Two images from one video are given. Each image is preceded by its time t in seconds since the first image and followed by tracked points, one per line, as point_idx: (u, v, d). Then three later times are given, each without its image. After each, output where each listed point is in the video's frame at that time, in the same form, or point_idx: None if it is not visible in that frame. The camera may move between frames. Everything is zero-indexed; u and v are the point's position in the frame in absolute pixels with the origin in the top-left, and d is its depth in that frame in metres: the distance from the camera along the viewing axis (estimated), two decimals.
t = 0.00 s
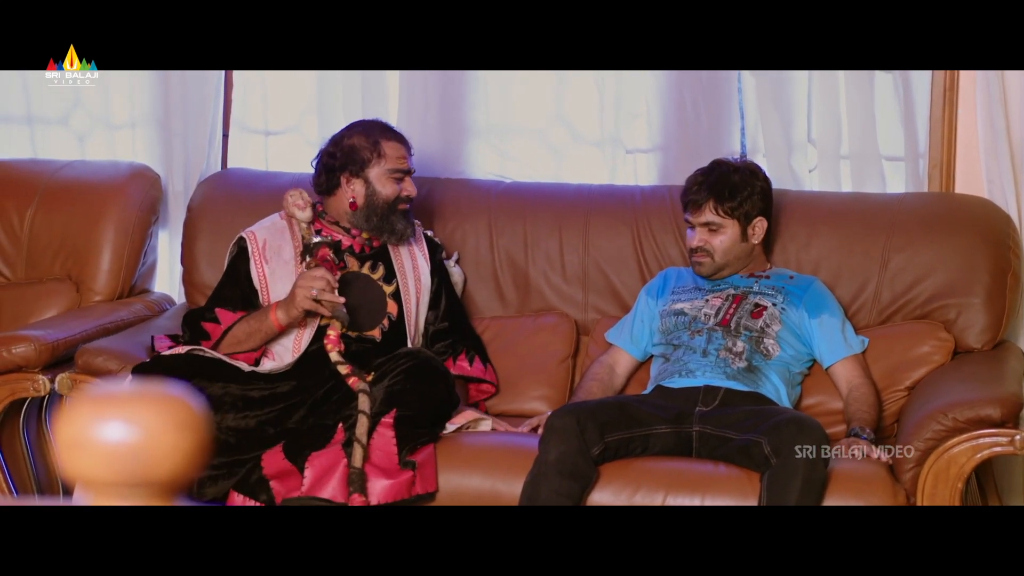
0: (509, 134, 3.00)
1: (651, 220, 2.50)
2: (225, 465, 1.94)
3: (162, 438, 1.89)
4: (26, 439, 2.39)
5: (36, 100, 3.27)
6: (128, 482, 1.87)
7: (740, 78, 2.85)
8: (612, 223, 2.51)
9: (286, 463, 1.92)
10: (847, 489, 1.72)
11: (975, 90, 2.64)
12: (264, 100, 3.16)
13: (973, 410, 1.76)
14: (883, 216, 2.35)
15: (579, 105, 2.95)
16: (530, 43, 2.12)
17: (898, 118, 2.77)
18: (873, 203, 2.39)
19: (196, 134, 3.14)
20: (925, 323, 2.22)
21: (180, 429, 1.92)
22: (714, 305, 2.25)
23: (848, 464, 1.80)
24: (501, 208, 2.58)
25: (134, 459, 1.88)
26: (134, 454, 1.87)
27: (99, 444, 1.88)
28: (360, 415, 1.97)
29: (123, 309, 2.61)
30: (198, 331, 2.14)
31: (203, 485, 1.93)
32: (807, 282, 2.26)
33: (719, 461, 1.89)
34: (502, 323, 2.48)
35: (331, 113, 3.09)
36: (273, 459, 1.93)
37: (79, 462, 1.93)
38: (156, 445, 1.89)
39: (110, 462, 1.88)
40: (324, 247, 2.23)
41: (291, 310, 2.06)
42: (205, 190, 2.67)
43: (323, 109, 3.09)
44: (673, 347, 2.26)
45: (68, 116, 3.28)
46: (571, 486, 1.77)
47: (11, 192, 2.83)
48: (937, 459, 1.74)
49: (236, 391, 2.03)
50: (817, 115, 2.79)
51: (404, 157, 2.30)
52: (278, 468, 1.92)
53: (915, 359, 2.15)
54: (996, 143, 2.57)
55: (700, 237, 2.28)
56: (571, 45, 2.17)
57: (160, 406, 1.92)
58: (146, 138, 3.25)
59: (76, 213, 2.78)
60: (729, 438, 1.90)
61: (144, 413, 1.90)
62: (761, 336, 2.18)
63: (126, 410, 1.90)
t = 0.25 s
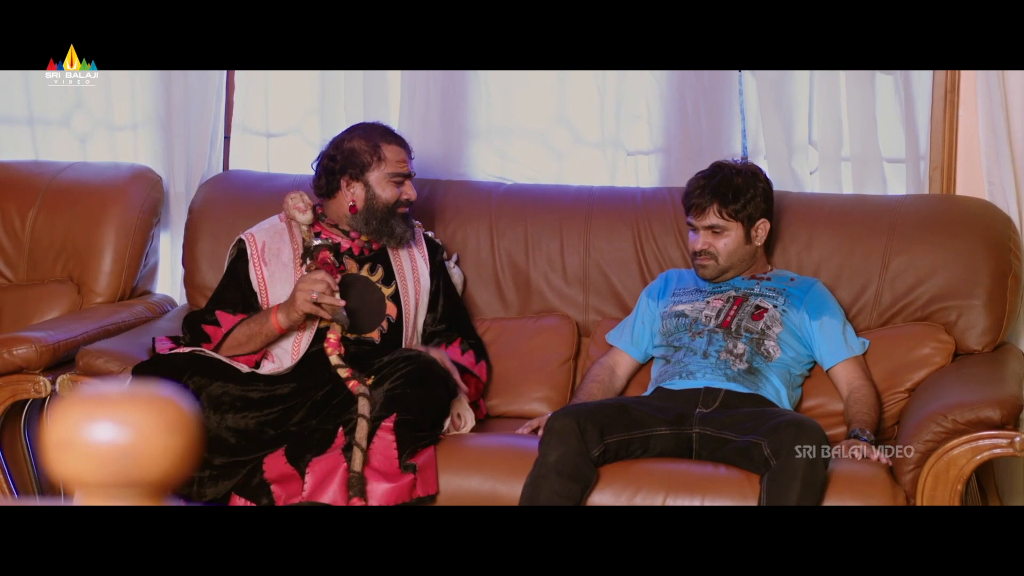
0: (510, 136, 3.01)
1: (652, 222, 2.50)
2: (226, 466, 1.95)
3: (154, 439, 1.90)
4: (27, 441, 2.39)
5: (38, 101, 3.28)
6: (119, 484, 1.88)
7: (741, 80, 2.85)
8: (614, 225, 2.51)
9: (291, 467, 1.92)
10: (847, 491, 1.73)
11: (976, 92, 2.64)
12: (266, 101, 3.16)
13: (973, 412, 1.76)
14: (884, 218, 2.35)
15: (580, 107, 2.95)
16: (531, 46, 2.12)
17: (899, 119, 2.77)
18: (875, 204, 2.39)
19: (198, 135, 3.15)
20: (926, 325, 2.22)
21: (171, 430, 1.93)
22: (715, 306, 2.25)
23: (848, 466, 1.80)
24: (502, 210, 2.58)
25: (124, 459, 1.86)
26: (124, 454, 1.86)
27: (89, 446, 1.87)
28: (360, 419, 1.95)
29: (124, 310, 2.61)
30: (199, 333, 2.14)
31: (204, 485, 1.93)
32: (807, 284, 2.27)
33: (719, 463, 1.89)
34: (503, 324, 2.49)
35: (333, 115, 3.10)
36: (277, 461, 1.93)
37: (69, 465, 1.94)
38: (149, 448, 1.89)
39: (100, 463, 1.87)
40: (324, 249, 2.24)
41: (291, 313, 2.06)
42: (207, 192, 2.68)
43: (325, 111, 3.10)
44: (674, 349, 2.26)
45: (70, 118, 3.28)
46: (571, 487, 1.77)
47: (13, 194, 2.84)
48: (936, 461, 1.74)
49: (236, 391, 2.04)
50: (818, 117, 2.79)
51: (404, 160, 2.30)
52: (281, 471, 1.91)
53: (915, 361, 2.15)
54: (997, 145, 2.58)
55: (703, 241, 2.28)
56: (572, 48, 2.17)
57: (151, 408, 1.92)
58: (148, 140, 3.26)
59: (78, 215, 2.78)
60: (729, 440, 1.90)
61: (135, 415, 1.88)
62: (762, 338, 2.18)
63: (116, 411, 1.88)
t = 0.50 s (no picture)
0: (509, 136, 3.01)
1: (651, 221, 2.50)
2: (226, 465, 1.96)
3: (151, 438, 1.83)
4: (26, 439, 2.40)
5: (37, 101, 3.28)
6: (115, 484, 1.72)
7: (740, 80, 2.85)
8: (612, 225, 2.51)
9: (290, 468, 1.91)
10: (843, 491, 1.73)
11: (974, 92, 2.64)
12: (265, 101, 3.16)
13: (970, 411, 1.76)
14: (883, 218, 2.35)
15: (579, 106, 2.96)
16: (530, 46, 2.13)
17: (897, 119, 2.77)
18: (873, 204, 2.39)
19: (197, 135, 3.15)
20: (924, 325, 2.23)
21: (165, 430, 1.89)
22: (712, 307, 2.25)
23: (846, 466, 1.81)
24: (501, 209, 2.58)
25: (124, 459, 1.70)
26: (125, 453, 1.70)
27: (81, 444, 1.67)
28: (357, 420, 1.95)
29: (123, 310, 2.61)
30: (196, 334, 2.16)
31: (204, 485, 1.95)
32: (805, 283, 2.27)
33: (716, 463, 1.89)
34: (501, 324, 2.49)
35: (332, 114, 3.10)
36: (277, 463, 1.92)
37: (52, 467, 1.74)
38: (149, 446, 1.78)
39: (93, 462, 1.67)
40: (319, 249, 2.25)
41: (286, 313, 2.07)
42: (206, 191, 2.68)
43: (324, 111, 3.10)
44: (672, 349, 2.27)
45: (69, 118, 3.28)
46: (568, 487, 1.77)
47: (12, 193, 2.84)
48: (934, 461, 1.74)
49: (235, 389, 2.03)
50: (817, 117, 2.80)
51: (398, 159, 2.29)
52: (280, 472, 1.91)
53: (913, 360, 2.15)
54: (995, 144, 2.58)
55: (698, 241, 2.28)
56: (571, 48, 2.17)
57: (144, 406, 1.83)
58: (147, 140, 3.26)
59: (77, 215, 2.78)
60: (725, 440, 1.90)
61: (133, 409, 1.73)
62: (759, 338, 2.18)
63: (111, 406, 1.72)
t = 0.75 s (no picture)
0: (507, 135, 3.01)
1: (648, 221, 2.50)
2: (222, 466, 1.96)
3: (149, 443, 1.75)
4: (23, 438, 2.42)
5: (36, 100, 3.28)
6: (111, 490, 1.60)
7: (737, 80, 2.85)
8: (609, 224, 2.51)
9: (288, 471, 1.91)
10: (839, 489, 1.73)
11: (971, 92, 2.64)
12: (263, 101, 3.16)
13: (966, 411, 1.77)
14: (879, 217, 2.35)
15: (577, 106, 2.96)
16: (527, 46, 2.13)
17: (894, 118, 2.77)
18: (870, 204, 2.39)
19: (195, 134, 3.15)
20: (921, 324, 2.23)
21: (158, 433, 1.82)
22: (707, 307, 2.25)
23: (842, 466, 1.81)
24: (498, 209, 2.58)
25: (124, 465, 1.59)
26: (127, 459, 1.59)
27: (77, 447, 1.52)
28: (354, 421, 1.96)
29: (121, 309, 2.62)
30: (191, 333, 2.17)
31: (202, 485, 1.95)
32: (800, 283, 2.27)
33: (712, 462, 1.90)
34: (498, 323, 2.49)
35: (330, 114, 3.10)
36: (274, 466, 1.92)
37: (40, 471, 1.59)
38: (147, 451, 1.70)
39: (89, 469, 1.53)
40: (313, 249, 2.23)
41: (281, 313, 2.07)
42: (203, 190, 2.68)
43: (322, 111, 3.10)
44: (668, 350, 2.27)
45: (67, 117, 3.28)
46: (564, 486, 1.77)
47: (10, 193, 2.84)
48: (930, 460, 1.75)
49: (231, 390, 2.03)
50: (814, 117, 2.80)
51: (390, 161, 2.29)
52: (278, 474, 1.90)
53: (910, 359, 2.15)
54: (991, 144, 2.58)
55: (689, 242, 2.29)
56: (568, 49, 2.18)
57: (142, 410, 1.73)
58: (144, 140, 3.26)
59: (74, 214, 2.78)
60: (721, 439, 1.91)
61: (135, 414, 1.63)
62: (755, 338, 2.18)
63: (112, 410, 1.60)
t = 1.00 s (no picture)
0: (507, 133, 3.01)
1: (647, 218, 2.50)
2: (222, 462, 1.96)
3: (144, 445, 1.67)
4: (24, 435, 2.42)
5: (36, 98, 3.28)
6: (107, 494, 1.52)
7: (737, 77, 2.85)
8: (609, 221, 2.51)
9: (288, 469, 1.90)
10: (838, 486, 1.73)
11: (971, 90, 2.64)
12: (263, 98, 3.16)
13: (966, 408, 1.77)
14: (879, 214, 2.35)
15: (577, 103, 2.96)
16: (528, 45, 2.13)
17: (894, 116, 2.77)
18: (869, 201, 2.39)
19: (195, 131, 3.15)
20: (921, 322, 2.23)
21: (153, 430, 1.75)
22: (706, 306, 2.25)
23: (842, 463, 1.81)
24: (498, 206, 2.58)
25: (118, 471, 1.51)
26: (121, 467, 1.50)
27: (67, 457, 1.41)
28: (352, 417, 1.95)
29: (121, 306, 2.62)
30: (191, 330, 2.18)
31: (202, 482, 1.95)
32: (798, 280, 2.27)
33: (711, 459, 1.90)
34: (498, 320, 2.49)
35: (330, 111, 3.10)
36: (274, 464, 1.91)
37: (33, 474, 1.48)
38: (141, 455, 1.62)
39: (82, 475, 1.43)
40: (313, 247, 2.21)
41: (281, 310, 2.08)
42: (204, 188, 2.68)
43: (322, 109, 3.10)
44: (668, 347, 2.27)
45: (68, 115, 3.28)
46: (564, 483, 1.78)
47: (11, 190, 2.84)
48: (929, 458, 1.74)
49: (230, 386, 2.04)
50: (814, 114, 2.80)
51: (364, 187, 2.15)
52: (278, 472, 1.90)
53: (909, 356, 2.15)
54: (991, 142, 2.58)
55: (686, 240, 2.28)
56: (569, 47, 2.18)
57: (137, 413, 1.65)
58: (145, 137, 3.26)
59: (75, 211, 2.79)
60: (721, 436, 1.91)
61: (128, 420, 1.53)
62: (754, 335, 2.18)
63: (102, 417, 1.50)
